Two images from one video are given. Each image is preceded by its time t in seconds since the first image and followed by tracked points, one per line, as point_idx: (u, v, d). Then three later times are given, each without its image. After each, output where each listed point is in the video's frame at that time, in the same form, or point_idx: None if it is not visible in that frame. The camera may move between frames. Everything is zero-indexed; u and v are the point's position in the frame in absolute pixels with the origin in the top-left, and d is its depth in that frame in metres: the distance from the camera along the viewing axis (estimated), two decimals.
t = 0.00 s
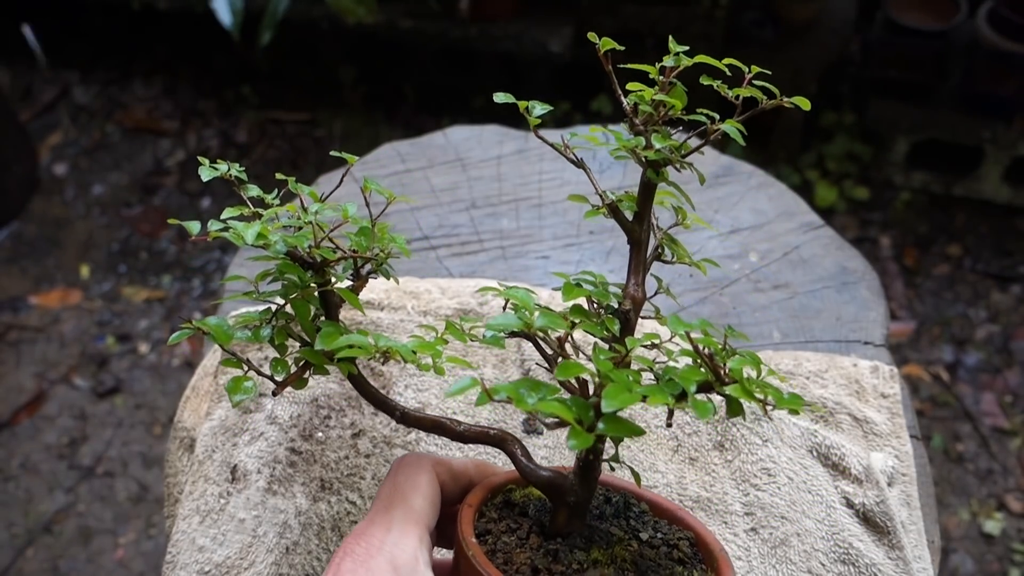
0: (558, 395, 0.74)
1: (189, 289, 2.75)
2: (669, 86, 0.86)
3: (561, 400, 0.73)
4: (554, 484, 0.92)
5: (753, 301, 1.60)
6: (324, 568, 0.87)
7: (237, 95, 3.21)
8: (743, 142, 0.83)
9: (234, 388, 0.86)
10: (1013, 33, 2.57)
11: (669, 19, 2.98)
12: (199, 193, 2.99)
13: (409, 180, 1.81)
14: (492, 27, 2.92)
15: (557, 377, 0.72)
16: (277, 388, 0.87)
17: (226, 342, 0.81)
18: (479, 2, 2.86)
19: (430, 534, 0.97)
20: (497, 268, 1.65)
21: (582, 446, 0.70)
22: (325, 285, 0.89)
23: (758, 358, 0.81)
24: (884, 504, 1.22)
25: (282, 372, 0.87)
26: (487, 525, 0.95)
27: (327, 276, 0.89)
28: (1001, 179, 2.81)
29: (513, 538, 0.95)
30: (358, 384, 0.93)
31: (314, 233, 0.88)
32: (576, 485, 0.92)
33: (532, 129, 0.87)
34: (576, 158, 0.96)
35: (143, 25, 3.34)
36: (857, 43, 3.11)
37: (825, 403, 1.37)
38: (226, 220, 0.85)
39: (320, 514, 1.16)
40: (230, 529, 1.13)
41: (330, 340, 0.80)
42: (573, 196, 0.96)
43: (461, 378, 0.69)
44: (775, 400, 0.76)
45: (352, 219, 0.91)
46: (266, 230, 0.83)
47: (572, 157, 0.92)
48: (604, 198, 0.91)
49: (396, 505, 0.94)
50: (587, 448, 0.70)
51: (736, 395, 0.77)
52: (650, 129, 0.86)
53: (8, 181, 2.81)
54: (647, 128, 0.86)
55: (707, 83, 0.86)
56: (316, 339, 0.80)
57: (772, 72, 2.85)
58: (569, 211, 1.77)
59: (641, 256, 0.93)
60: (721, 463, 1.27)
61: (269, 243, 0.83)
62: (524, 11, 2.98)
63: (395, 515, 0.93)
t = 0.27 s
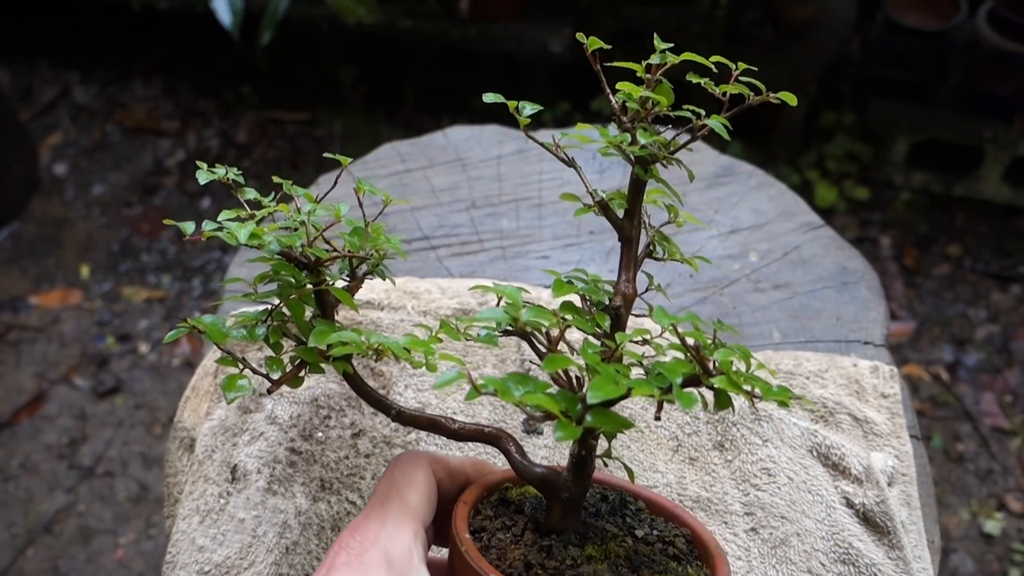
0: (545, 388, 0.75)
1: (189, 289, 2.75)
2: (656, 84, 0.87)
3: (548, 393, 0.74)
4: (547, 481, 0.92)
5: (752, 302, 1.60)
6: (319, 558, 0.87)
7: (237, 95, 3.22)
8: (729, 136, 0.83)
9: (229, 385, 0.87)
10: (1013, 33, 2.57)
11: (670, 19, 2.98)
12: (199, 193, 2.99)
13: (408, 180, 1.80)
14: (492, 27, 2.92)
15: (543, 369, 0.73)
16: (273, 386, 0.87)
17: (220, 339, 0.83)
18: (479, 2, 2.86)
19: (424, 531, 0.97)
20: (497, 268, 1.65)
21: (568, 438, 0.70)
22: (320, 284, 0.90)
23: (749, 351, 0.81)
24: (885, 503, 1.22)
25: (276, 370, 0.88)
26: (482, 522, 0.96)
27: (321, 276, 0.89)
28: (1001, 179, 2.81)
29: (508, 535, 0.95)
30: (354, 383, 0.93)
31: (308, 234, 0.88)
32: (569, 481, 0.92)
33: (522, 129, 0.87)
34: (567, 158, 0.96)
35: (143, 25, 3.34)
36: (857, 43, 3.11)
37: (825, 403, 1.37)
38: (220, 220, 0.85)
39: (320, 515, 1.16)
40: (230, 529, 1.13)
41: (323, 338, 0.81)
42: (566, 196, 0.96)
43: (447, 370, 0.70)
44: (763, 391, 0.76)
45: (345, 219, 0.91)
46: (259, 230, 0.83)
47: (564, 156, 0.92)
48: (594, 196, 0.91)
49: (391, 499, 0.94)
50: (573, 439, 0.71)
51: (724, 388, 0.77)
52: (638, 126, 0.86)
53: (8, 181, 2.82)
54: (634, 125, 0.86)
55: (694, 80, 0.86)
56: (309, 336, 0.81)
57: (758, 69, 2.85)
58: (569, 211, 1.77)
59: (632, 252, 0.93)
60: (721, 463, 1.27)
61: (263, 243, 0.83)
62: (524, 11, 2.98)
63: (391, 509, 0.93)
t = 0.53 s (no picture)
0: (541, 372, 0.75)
1: (189, 289, 2.75)
2: (648, 79, 0.87)
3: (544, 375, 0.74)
4: (545, 471, 0.92)
5: (751, 301, 1.60)
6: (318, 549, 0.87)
7: (237, 95, 3.22)
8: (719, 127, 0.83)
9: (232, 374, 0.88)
10: (1013, 33, 2.58)
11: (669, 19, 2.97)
12: (199, 193, 2.99)
13: (408, 181, 1.80)
14: (492, 27, 2.92)
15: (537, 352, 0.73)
16: (275, 377, 0.87)
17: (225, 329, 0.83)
18: (479, 3, 2.87)
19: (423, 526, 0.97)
20: (497, 268, 1.65)
21: (562, 416, 0.71)
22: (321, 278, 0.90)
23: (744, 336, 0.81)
24: (884, 504, 1.22)
25: (279, 362, 0.88)
26: (481, 514, 0.95)
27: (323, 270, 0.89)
28: (1001, 179, 2.80)
29: (506, 526, 0.94)
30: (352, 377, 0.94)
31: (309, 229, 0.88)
32: (567, 470, 0.92)
33: (517, 127, 0.87)
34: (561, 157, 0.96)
35: (143, 25, 3.34)
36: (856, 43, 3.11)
37: (826, 403, 1.37)
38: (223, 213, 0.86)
39: (320, 515, 1.16)
40: (230, 529, 1.13)
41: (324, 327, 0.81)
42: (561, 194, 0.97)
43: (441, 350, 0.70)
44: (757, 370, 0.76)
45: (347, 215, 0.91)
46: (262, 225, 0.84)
47: (558, 154, 0.92)
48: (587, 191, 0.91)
49: (390, 493, 0.94)
50: (569, 418, 0.71)
51: (718, 370, 0.76)
52: (630, 120, 0.87)
53: (8, 180, 2.82)
54: (627, 119, 0.87)
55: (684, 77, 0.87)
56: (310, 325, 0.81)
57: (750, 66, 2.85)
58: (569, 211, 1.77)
59: (626, 246, 0.93)
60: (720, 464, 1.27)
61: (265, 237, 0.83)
62: (524, 11, 2.98)
63: (389, 501, 0.93)
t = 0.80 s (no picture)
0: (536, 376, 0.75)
1: (189, 289, 2.75)
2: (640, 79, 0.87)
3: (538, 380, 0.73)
4: (542, 475, 0.92)
5: (751, 301, 1.60)
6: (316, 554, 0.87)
7: (237, 95, 3.22)
8: (712, 128, 0.83)
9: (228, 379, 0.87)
10: (1013, 33, 2.58)
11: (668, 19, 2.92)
12: (199, 193, 2.99)
13: (408, 181, 1.80)
14: (492, 27, 2.92)
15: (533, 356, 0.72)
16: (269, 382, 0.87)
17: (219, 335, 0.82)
18: (479, 2, 2.87)
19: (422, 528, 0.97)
20: (497, 268, 1.65)
21: (559, 422, 0.70)
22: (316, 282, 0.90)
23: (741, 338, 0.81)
24: (885, 503, 1.22)
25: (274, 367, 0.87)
26: (479, 517, 0.95)
27: (318, 274, 0.89)
28: (1001, 179, 2.80)
29: (504, 529, 0.94)
30: (348, 379, 0.93)
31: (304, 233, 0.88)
32: (564, 474, 0.92)
33: (510, 127, 0.87)
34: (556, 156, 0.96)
35: (143, 25, 3.34)
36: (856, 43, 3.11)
37: (826, 404, 1.37)
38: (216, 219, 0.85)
39: (320, 514, 1.16)
40: (230, 529, 1.13)
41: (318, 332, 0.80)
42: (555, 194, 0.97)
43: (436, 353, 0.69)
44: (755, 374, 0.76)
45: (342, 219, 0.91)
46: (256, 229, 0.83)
47: (552, 154, 0.92)
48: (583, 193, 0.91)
49: (388, 496, 0.94)
50: (565, 424, 0.70)
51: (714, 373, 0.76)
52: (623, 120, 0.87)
53: (8, 181, 2.82)
54: (620, 120, 0.87)
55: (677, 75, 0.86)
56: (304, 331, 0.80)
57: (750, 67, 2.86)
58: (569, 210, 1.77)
59: (622, 246, 0.93)
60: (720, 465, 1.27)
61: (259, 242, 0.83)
62: (524, 11, 2.98)
63: (387, 505, 0.93)
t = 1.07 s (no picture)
0: (537, 394, 0.74)
1: (189, 289, 2.75)
2: (650, 84, 0.86)
3: (538, 399, 0.73)
4: (543, 485, 0.91)
5: (751, 301, 1.60)
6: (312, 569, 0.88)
7: (237, 95, 3.22)
8: (721, 137, 0.83)
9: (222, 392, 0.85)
10: (1013, 33, 2.58)
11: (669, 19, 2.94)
12: (199, 193, 2.99)
13: (408, 181, 1.80)
14: (492, 27, 2.92)
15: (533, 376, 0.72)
16: (267, 391, 0.87)
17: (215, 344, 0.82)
18: (479, 2, 2.87)
19: (421, 537, 0.97)
20: (497, 268, 1.65)
21: (558, 446, 0.70)
22: (314, 286, 0.90)
23: (744, 357, 0.81)
24: (884, 503, 1.22)
25: (270, 374, 0.87)
26: (478, 525, 0.95)
27: (316, 278, 0.89)
28: (1001, 179, 2.81)
29: (504, 538, 0.95)
30: (347, 382, 0.93)
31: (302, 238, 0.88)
32: (565, 484, 0.92)
33: (516, 131, 0.87)
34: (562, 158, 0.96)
35: (143, 25, 3.34)
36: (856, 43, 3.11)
37: (825, 403, 1.37)
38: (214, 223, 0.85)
39: (320, 514, 1.16)
40: (230, 529, 1.13)
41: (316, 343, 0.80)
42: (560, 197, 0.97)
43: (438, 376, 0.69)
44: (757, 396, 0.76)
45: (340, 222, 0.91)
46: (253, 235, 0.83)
47: (558, 157, 0.92)
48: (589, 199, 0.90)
49: (386, 507, 0.94)
50: (564, 447, 0.71)
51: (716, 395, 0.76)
52: (631, 127, 0.87)
53: (8, 181, 2.82)
54: (628, 126, 0.87)
55: (687, 80, 0.86)
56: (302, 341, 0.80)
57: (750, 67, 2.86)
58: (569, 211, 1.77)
59: (628, 253, 0.93)
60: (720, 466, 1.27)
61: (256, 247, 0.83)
62: (524, 11, 2.98)
63: (385, 517, 0.93)
